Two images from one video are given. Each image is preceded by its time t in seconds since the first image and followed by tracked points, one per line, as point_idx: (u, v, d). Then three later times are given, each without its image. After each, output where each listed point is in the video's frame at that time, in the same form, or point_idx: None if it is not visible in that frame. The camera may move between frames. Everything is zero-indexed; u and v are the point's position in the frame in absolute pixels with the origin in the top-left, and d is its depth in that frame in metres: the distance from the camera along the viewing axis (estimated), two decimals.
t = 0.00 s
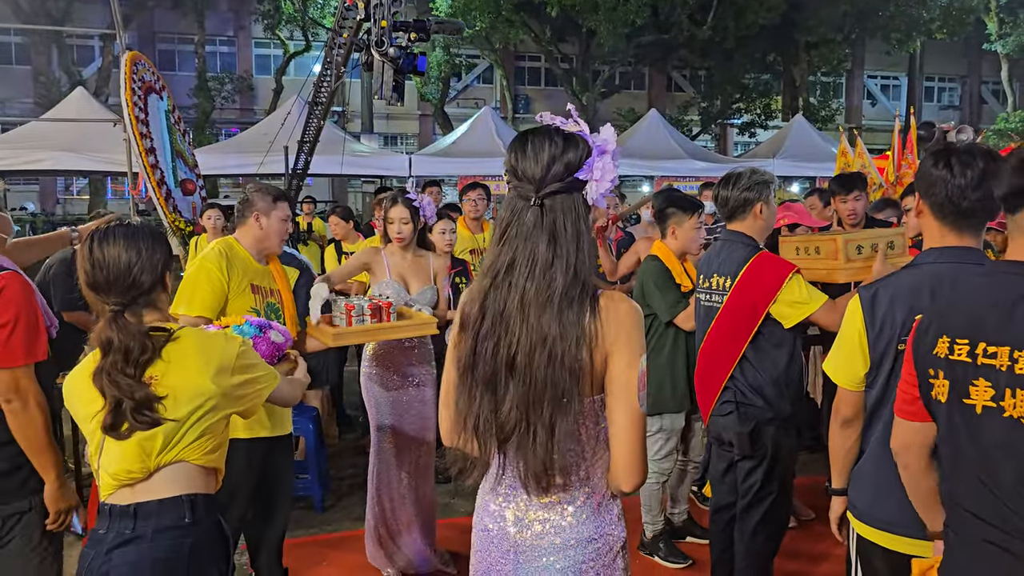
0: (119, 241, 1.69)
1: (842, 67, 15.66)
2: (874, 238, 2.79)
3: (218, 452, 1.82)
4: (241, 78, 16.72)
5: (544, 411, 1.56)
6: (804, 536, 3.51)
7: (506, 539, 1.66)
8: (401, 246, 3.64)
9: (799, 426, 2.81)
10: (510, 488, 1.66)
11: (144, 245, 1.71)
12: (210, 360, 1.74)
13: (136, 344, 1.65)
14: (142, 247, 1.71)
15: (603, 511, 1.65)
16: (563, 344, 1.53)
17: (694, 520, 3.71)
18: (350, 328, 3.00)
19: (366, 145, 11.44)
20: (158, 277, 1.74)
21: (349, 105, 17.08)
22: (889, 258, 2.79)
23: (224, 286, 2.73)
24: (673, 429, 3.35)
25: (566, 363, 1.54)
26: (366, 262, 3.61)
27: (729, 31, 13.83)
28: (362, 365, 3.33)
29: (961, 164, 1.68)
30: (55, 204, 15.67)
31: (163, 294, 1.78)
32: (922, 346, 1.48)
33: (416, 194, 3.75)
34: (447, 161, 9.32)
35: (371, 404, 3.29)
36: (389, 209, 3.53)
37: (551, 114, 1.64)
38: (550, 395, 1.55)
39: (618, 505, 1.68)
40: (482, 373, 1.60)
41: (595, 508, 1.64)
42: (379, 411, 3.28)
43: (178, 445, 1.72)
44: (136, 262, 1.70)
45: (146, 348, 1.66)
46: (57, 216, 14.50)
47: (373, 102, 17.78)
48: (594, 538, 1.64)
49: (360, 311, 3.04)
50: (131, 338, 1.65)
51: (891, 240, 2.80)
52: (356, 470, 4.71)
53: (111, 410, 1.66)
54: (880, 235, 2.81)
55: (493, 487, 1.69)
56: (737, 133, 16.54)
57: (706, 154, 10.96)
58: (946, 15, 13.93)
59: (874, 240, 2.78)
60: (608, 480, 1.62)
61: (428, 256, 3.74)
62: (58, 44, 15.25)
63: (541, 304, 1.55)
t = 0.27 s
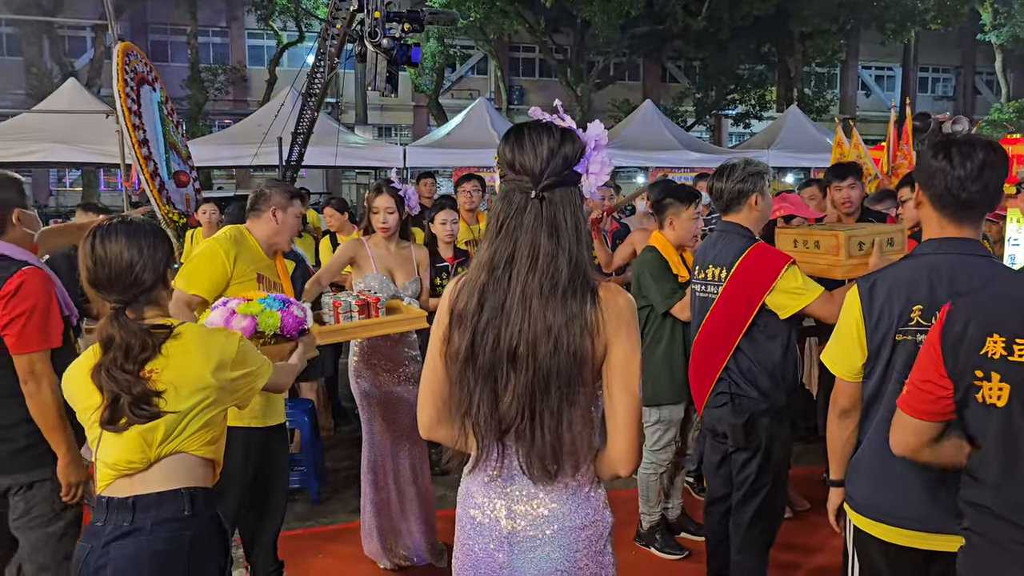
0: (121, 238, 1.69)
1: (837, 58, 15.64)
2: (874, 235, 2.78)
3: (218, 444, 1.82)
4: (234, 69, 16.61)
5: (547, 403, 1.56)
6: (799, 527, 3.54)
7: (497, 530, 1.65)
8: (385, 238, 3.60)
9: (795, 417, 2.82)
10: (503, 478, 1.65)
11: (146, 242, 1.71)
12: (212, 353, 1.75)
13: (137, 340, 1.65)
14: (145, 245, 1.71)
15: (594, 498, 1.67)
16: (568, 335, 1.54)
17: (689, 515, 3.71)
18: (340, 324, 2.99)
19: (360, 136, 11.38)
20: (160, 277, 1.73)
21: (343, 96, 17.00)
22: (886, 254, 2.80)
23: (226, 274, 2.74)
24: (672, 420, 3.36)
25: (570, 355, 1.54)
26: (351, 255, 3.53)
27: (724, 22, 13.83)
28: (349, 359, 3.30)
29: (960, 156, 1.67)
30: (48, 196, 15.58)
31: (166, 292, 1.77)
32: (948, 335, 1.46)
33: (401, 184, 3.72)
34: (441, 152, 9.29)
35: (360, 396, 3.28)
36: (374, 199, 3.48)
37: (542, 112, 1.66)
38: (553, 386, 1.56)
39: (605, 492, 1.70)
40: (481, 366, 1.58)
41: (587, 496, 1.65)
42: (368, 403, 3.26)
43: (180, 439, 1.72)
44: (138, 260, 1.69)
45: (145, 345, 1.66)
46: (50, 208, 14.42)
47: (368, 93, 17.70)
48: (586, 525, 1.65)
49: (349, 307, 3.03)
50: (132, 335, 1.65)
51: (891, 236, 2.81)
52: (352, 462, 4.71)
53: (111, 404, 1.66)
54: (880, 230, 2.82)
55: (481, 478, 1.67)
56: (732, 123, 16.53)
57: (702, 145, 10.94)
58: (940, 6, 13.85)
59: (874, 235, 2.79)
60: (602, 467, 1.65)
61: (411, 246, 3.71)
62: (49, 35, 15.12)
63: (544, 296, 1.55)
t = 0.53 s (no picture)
0: (127, 233, 1.69)
1: (834, 48, 15.62)
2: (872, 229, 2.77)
3: (217, 440, 1.82)
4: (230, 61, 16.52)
5: (545, 393, 1.56)
6: (796, 518, 3.56)
7: (500, 520, 1.65)
8: (378, 232, 3.60)
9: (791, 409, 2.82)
10: (503, 468, 1.65)
11: (153, 238, 1.71)
12: (218, 346, 1.75)
13: (140, 335, 1.65)
14: (151, 241, 1.71)
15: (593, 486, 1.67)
16: (564, 325, 1.53)
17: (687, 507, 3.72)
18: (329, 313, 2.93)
19: (356, 128, 11.35)
20: (166, 272, 1.74)
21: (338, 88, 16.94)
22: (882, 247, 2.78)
23: (227, 266, 2.75)
24: (672, 411, 3.37)
25: (567, 345, 1.54)
26: (344, 250, 3.54)
27: (721, 14, 14.08)
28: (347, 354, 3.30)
29: (961, 148, 1.68)
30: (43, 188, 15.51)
31: (171, 288, 1.78)
32: (982, 336, 1.47)
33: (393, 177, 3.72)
34: (438, 144, 9.27)
35: (355, 386, 3.28)
36: (365, 192, 3.51)
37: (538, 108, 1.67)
38: (551, 376, 1.56)
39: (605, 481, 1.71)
40: (479, 355, 1.58)
41: (587, 485, 1.66)
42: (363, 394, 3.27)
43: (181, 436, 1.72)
44: (143, 255, 1.69)
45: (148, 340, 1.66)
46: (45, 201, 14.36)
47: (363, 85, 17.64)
48: (587, 514, 1.65)
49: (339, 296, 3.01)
50: (136, 330, 1.65)
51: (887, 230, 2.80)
52: (350, 455, 4.72)
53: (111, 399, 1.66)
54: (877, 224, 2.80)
55: (483, 469, 1.67)
56: (728, 114, 16.52)
57: (698, 136, 10.93)
58: None
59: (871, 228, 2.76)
60: (598, 457, 1.65)
61: (405, 239, 3.71)
62: (43, 27, 15.02)
63: (541, 287, 1.55)
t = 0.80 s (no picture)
0: (122, 226, 1.69)
1: (825, 43, 15.65)
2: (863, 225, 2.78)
3: (210, 444, 1.80)
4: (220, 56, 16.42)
5: (546, 389, 1.57)
6: (788, 511, 3.58)
7: (498, 511, 1.65)
8: (370, 230, 3.60)
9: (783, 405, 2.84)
10: (502, 460, 1.64)
11: (148, 232, 1.71)
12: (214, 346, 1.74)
13: (131, 330, 1.65)
14: (146, 234, 1.70)
15: (592, 478, 1.67)
16: (565, 319, 1.54)
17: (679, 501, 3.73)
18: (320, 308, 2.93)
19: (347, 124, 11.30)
20: (160, 266, 1.73)
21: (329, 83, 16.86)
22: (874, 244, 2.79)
23: (229, 261, 2.74)
24: (663, 406, 3.38)
25: (568, 339, 1.55)
26: (336, 246, 3.54)
27: (712, 9, 14.12)
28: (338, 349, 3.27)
29: (955, 146, 1.69)
30: (31, 184, 15.38)
31: (166, 283, 1.77)
32: (984, 337, 1.50)
33: (380, 173, 3.70)
34: (430, 139, 9.25)
35: (346, 379, 3.25)
36: (353, 189, 3.50)
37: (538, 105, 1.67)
38: (553, 372, 1.56)
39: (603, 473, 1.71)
40: (480, 349, 1.58)
41: (585, 477, 1.66)
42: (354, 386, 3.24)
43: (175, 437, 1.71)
44: (137, 248, 1.69)
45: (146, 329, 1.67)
46: (34, 197, 14.25)
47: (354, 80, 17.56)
48: (585, 505, 1.65)
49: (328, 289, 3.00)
50: (127, 324, 1.64)
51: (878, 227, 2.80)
52: (343, 451, 4.72)
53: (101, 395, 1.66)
54: (869, 220, 2.81)
55: (481, 460, 1.67)
56: (720, 109, 16.55)
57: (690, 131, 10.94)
58: None
59: (862, 225, 2.77)
60: (598, 450, 1.66)
61: (397, 235, 3.70)
62: (30, 22, 14.87)
63: (542, 282, 1.55)
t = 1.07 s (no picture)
0: (103, 219, 1.66)
1: (805, 42, 15.76)
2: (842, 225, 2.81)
3: (185, 455, 1.76)
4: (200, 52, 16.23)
5: (515, 391, 1.56)
6: (769, 507, 3.62)
7: (479, 508, 1.66)
8: (352, 228, 3.59)
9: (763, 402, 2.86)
10: (482, 457, 1.67)
11: (128, 225, 1.68)
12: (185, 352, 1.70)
13: (107, 327, 1.63)
14: (126, 228, 1.67)
15: (571, 480, 1.65)
16: (532, 322, 1.53)
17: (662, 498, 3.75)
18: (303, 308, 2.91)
19: (329, 121, 11.24)
20: (141, 260, 1.70)
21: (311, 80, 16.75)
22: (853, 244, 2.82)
23: (208, 263, 2.72)
24: (643, 401, 3.38)
25: (535, 342, 1.54)
26: (320, 246, 3.54)
27: (694, 6, 14.18)
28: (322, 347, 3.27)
29: (936, 146, 1.72)
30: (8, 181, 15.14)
31: (146, 278, 1.74)
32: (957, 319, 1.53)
33: (359, 172, 3.69)
34: (413, 137, 9.21)
35: (329, 374, 3.26)
36: (331, 189, 3.49)
37: (531, 100, 1.64)
38: (521, 375, 1.55)
39: (584, 475, 1.69)
40: (455, 348, 1.60)
41: (563, 479, 1.64)
42: (338, 384, 3.24)
43: (144, 447, 1.68)
44: (118, 242, 1.66)
45: (123, 324, 1.65)
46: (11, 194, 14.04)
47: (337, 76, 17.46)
48: (561, 505, 1.65)
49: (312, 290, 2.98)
50: (104, 321, 1.62)
51: (857, 226, 2.83)
52: (326, 450, 4.70)
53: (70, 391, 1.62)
54: (849, 220, 2.84)
55: (466, 456, 1.70)
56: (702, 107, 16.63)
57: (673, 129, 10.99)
58: None
59: (841, 224, 2.80)
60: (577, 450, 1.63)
61: (381, 234, 3.68)
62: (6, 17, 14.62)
63: (510, 284, 1.55)
